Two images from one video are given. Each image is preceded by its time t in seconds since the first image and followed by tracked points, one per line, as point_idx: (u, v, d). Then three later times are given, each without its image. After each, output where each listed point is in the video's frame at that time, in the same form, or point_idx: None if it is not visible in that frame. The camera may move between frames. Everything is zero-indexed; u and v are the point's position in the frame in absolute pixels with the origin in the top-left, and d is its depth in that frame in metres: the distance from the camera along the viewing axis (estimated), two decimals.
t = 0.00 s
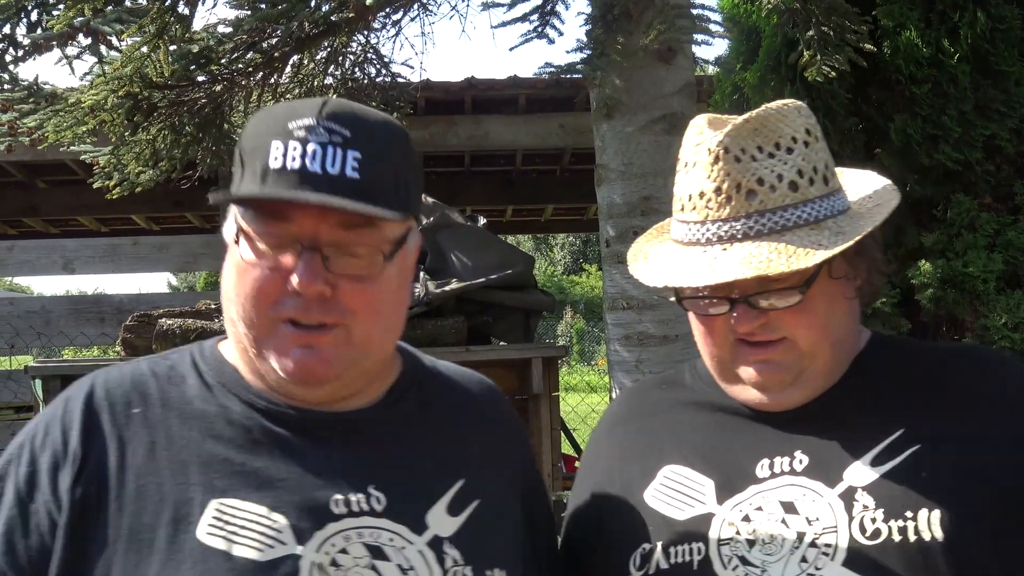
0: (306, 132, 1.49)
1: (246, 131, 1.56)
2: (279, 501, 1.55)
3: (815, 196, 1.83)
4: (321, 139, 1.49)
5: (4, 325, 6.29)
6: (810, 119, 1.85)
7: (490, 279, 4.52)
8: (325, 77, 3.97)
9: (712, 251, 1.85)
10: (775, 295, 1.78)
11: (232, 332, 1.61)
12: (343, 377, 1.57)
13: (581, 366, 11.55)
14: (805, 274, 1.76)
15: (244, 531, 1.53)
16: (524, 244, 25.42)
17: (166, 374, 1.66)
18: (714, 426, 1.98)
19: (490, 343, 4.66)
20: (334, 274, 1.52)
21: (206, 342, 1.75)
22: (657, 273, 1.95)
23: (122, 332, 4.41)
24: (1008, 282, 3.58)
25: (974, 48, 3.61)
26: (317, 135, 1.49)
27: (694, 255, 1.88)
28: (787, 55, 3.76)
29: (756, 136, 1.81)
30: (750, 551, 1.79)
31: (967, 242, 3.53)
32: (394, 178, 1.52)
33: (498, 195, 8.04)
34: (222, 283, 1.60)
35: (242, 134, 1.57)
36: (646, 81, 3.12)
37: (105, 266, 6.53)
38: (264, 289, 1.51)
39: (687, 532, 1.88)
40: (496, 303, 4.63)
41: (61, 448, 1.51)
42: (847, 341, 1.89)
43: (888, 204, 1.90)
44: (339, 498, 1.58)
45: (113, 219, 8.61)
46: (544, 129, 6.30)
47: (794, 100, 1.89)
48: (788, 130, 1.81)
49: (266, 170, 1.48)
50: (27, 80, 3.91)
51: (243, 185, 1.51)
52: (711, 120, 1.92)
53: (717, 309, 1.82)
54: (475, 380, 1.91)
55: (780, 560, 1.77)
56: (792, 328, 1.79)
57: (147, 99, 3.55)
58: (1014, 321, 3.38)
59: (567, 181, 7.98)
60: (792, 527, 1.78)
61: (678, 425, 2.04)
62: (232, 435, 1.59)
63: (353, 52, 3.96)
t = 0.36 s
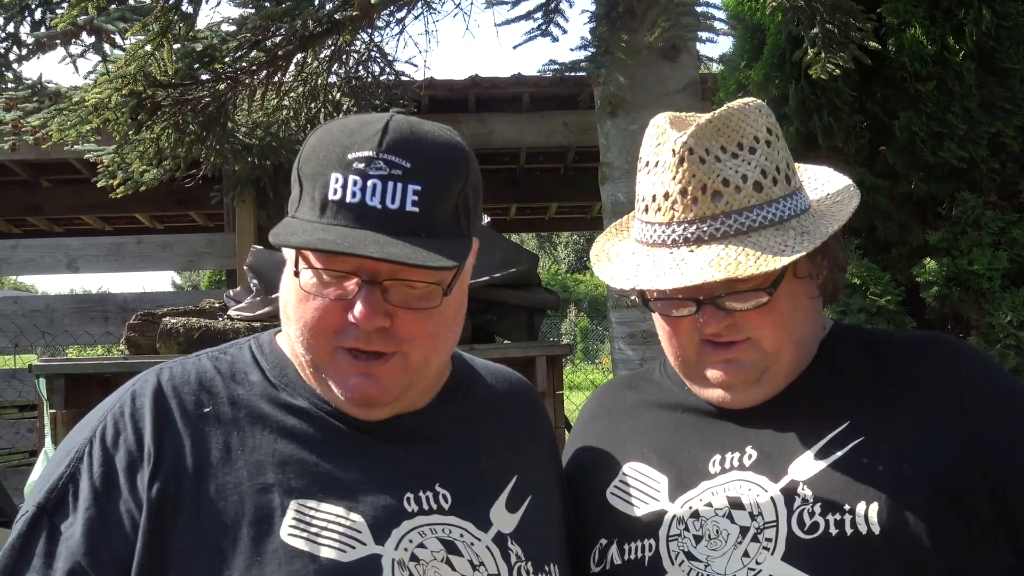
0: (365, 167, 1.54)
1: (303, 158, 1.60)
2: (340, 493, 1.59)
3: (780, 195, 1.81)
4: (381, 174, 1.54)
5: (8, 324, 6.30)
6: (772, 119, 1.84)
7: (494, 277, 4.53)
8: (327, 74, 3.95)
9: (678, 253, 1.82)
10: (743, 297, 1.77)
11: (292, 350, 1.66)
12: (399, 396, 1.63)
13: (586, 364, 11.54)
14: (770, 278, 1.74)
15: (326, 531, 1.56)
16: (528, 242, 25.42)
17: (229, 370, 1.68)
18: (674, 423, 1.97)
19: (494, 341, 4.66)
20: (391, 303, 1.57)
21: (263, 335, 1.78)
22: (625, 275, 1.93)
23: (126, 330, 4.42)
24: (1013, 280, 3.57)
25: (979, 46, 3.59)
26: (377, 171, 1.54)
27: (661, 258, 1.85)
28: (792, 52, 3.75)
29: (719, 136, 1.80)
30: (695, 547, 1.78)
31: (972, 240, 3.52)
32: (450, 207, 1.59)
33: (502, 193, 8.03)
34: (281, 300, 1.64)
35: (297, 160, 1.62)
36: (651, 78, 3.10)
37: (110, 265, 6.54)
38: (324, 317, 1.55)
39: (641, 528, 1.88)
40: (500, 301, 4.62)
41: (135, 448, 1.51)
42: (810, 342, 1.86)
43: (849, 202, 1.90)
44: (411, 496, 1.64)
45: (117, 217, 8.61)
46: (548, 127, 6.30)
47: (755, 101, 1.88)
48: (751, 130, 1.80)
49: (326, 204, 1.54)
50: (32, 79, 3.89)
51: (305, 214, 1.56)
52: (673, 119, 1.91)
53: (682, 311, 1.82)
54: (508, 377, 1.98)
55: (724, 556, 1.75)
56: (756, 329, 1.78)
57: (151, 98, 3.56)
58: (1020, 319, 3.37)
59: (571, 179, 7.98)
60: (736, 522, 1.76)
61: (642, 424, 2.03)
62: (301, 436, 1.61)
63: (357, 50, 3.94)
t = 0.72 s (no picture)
0: (402, 175, 1.53)
1: (341, 157, 1.60)
2: (356, 491, 1.57)
3: (848, 194, 1.69)
4: (417, 184, 1.54)
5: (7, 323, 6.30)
6: (830, 115, 1.74)
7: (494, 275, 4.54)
8: (326, 73, 3.95)
9: (753, 257, 1.67)
10: (820, 301, 1.66)
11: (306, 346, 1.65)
12: (409, 407, 1.62)
13: (585, 363, 11.56)
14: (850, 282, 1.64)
15: (341, 527, 1.53)
16: (528, 241, 25.44)
17: (258, 352, 1.68)
18: (712, 420, 1.93)
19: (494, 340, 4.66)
20: (414, 312, 1.57)
21: (282, 321, 1.77)
22: (685, 278, 1.76)
23: (125, 329, 4.42)
24: (1012, 278, 3.58)
25: (978, 43, 3.60)
26: (413, 180, 1.54)
27: (733, 261, 1.69)
28: (791, 50, 3.75)
29: (789, 133, 1.67)
30: (726, 548, 1.74)
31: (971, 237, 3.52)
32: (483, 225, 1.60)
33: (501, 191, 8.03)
34: (303, 297, 1.63)
35: (334, 158, 1.61)
36: (649, 77, 3.11)
37: (109, 263, 6.54)
38: (347, 321, 1.55)
39: (673, 527, 1.84)
40: (500, 300, 4.62)
41: (178, 403, 1.50)
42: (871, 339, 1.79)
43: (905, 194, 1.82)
44: (416, 502, 1.63)
45: (116, 216, 8.61)
46: (547, 125, 6.30)
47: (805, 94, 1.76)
48: (815, 126, 1.69)
49: (359, 207, 1.54)
50: (30, 78, 3.81)
51: (337, 212, 1.56)
52: (732, 116, 1.75)
53: (752, 313, 1.69)
54: (513, 375, 2.00)
55: (752, 560, 1.71)
56: (830, 334, 1.67)
57: (149, 96, 3.55)
58: (1019, 317, 3.37)
59: (570, 177, 7.98)
60: (768, 526, 1.71)
61: (683, 419, 1.98)
62: (327, 423, 1.61)
63: (356, 49, 3.94)
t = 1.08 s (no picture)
0: (432, 185, 1.52)
1: (367, 161, 1.57)
2: (337, 490, 1.54)
3: None
4: (448, 196, 1.52)
5: (7, 322, 6.29)
6: None
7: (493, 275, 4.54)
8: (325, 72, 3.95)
9: (919, 258, 1.38)
10: (988, 311, 1.36)
11: (318, 351, 1.63)
12: (425, 417, 1.61)
13: (584, 362, 11.57)
14: None
15: (314, 522, 1.51)
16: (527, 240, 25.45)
17: (254, 345, 1.66)
18: (846, 407, 1.61)
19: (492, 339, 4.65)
20: (438, 322, 1.56)
21: (286, 318, 1.75)
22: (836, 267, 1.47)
23: (124, 328, 4.41)
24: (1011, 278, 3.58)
25: (977, 43, 3.59)
26: (444, 192, 1.52)
27: (893, 254, 1.40)
28: (790, 49, 3.75)
29: (984, 126, 1.34)
30: (856, 558, 1.48)
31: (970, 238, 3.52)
32: (510, 238, 1.59)
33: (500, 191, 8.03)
34: (318, 300, 1.61)
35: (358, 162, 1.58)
36: (649, 76, 3.11)
37: (108, 262, 6.54)
38: (369, 330, 1.53)
39: (798, 523, 1.55)
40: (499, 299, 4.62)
41: (158, 393, 1.51)
42: None
43: None
44: (404, 500, 1.59)
45: (116, 215, 8.62)
46: (546, 124, 6.30)
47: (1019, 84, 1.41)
48: (1019, 119, 1.35)
49: (387, 217, 1.51)
50: (29, 77, 3.88)
51: (361, 219, 1.54)
52: (921, 93, 1.42)
53: (910, 310, 1.39)
54: (513, 389, 1.91)
55: None
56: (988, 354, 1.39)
57: (149, 95, 3.54)
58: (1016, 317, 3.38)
59: (569, 176, 7.99)
60: (905, 542, 1.46)
61: (818, 405, 1.64)
62: (315, 421, 1.58)
63: (355, 48, 3.94)
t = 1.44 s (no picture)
0: (425, 147, 1.70)
1: (360, 150, 1.75)
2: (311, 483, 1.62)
3: None
4: (439, 154, 1.70)
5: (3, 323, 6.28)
6: None
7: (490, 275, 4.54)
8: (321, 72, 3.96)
9: (1012, 238, 1.41)
10: None
11: (322, 338, 1.72)
12: (426, 381, 1.68)
13: (581, 361, 11.56)
14: None
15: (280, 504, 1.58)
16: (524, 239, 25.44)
17: (240, 349, 1.82)
18: (943, 408, 1.66)
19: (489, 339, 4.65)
20: (435, 276, 1.68)
21: (284, 336, 1.89)
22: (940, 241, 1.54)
23: (121, 329, 4.40)
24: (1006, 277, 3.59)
25: (973, 42, 3.60)
26: (436, 151, 1.70)
27: (988, 234, 1.45)
28: (786, 48, 3.76)
29: None
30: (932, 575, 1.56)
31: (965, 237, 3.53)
32: (498, 197, 1.74)
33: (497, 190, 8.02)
34: (320, 296, 1.73)
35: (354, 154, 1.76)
36: (645, 76, 3.12)
37: (104, 263, 6.53)
38: (371, 284, 1.65)
39: (875, 531, 1.64)
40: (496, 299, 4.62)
41: (143, 387, 1.67)
42: None
43: None
44: (377, 495, 1.62)
45: (112, 215, 8.59)
46: (543, 123, 6.30)
47: None
48: None
49: (384, 175, 1.67)
50: (25, 78, 3.87)
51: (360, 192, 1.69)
52: None
53: (996, 300, 1.44)
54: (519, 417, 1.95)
55: None
56: None
57: (145, 96, 3.54)
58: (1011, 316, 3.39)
59: (565, 176, 7.99)
60: (984, 564, 1.50)
61: (910, 399, 1.72)
62: (295, 411, 1.68)
63: (351, 48, 3.94)
